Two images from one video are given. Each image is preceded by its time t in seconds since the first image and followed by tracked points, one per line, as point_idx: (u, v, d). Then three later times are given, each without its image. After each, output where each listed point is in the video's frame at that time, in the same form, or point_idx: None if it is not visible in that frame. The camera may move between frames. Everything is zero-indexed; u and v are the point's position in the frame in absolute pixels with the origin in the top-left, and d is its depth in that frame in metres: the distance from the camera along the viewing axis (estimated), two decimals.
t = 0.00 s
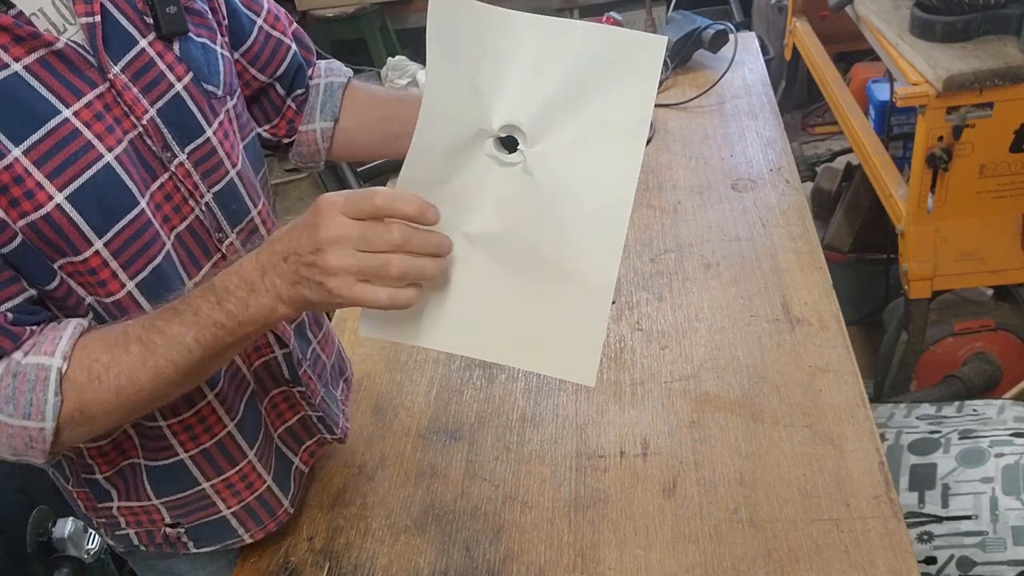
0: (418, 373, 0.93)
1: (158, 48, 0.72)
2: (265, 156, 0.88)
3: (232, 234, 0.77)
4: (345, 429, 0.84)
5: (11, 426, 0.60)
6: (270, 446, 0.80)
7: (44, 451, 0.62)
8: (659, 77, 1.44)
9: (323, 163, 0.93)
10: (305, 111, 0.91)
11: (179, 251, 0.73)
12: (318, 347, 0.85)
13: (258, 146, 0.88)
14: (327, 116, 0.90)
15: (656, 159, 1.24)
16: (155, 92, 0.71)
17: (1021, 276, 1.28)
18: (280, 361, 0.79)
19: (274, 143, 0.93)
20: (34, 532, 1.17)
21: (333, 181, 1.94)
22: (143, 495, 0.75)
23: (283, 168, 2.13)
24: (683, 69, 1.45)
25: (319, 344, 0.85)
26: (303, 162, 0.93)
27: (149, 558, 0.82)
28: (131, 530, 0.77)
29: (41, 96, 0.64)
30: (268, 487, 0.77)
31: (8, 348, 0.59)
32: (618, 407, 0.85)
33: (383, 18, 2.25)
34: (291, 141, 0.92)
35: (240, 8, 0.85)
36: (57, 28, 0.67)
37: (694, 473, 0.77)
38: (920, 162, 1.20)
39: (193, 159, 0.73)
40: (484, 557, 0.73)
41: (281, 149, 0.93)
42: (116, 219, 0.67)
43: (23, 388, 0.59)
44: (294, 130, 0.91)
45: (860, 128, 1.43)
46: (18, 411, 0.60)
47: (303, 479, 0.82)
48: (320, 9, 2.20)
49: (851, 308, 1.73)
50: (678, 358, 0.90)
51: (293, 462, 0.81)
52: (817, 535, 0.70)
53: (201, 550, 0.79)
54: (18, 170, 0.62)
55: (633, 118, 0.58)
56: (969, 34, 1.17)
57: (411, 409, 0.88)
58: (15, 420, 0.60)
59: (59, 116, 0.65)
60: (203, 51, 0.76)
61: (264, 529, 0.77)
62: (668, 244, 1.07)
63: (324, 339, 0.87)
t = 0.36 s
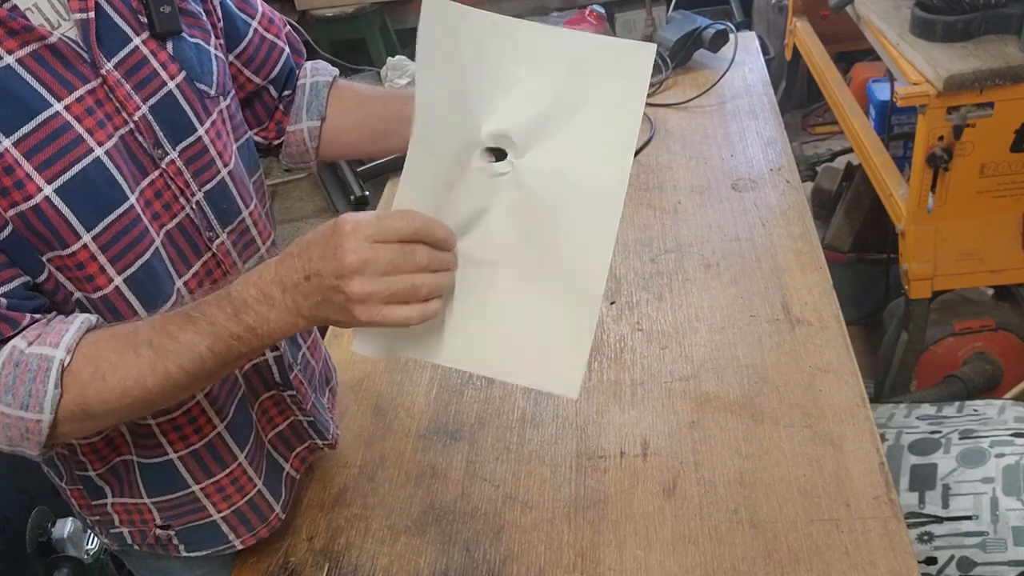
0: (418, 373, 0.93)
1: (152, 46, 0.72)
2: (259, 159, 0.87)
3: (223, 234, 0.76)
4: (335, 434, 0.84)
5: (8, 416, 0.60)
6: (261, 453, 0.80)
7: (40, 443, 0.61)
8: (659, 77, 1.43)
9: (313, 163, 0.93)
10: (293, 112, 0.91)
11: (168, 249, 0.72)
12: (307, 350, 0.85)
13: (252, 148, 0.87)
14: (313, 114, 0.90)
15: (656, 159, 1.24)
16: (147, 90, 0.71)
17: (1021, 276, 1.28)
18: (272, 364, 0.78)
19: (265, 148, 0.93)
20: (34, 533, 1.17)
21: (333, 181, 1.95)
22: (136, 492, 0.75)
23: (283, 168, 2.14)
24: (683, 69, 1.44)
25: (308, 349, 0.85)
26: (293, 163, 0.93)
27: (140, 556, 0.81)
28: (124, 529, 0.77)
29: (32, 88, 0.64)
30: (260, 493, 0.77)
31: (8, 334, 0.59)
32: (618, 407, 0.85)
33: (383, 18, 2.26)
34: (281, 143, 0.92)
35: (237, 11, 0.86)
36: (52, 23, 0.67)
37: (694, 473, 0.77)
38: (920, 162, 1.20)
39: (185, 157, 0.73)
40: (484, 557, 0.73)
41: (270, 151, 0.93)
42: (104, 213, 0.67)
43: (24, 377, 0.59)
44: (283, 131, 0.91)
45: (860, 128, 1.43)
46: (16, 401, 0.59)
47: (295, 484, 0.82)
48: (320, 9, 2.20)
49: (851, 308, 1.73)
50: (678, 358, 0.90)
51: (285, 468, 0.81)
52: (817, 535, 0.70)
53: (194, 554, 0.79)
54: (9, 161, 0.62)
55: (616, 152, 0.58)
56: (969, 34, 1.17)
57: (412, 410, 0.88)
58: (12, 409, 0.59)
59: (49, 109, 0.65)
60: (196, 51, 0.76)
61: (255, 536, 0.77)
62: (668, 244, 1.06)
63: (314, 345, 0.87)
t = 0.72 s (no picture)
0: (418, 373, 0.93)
1: (156, 45, 0.72)
2: (261, 155, 0.88)
3: (228, 230, 0.77)
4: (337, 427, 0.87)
5: None
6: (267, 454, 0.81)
7: None
8: (659, 77, 1.44)
9: (313, 156, 0.96)
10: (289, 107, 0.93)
11: (172, 246, 0.73)
12: (311, 346, 0.91)
13: (256, 147, 0.87)
14: (310, 109, 0.93)
15: (656, 159, 1.24)
16: (152, 88, 0.71)
17: (1020, 276, 1.28)
18: (274, 359, 0.84)
19: (264, 145, 0.95)
20: (34, 532, 1.18)
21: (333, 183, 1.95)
22: (144, 492, 0.77)
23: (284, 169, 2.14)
24: (683, 69, 1.45)
25: (314, 344, 0.92)
26: (292, 158, 0.96)
27: (145, 555, 0.85)
28: (129, 527, 0.79)
29: (39, 88, 0.64)
30: (267, 481, 0.80)
31: None
32: (618, 407, 0.85)
33: (383, 18, 2.26)
34: (279, 139, 0.94)
35: (239, 8, 0.86)
36: (57, 23, 0.67)
37: (694, 473, 0.77)
38: (920, 162, 1.20)
39: (189, 155, 0.74)
40: (484, 557, 0.73)
41: (268, 149, 0.95)
42: (111, 212, 0.67)
43: None
44: (281, 127, 0.93)
45: (860, 128, 1.43)
46: None
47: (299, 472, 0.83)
48: (320, 9, 2.20)
49: (851, 308, 1.73)
50: (678, 358, 0.90)
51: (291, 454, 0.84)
52: (817, 535, 0.70)
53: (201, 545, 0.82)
54: (13, 163, 0.62)
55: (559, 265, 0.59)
56: (969, 33, 1.17)
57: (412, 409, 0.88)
58: None
59: (56, 109, 0.65)
60: (199, 50, 0.76)
61: (262, 523, 0.78)
62: (668, 244, 1.07)
63: (320, 339, 0.94)
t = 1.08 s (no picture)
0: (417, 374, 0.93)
1: (159, 44, 0.72)
2: (263, 154, 0.88)
3: (229, 230, 0.77)
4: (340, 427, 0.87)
5: None
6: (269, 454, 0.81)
7: None
8: (659, 77, 1.44)
9: (314, 157, 0.96)
10: (290, 108, 0.93)
11: (172, 245, 0.73)
12: (313, 347, 0.90)
13: (257, 147, 0.87)
14: (310, 109, 0.93)
15: (656, 159, 1.24)
16: (155, 88, 0.71)
17: (1020, 276, 1.28)
18: (276, 359, 0.84)
19: (264, 146, 0.95)
20: (34, 532, 1.18)
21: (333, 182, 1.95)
22: (144, 492, 0.77)
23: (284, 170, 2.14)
24: (683, 69, 1.45)
25: (315, 344, 0.90)
26: (293, 159, 0.95)
27: (146, 554, 0.85)
28: (130, 526, 0.79)
29: (42, 87, 0.64)
30: (267, 480, 0.79)
31: None
32: (618, 407, 0.85)
33: (383, 18, 2.26)
34: (280, 140, 0.94)
35: (241, 7, 0.86)
36: (60, 21, 0.66)
37: (694, 473, 0.77)
38: (920, 162, 1.20)
39: (192, 154, 0.74)
40: (484, 557, 0.73)
41: (269, 149, 0.95)
42: (113, 210, 0.67)
43: None
44: (281, 128, 0.93)
45: (860, 128, 1.43)
46: None
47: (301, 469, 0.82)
48: (320, 9, 2.20)
49: (851, 308, 1.73)
50: (678, 358, 0.90)
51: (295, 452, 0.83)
52: (817, 534, 0.70)
53: (200, 545, 0.81)
54: (17, 162, 0.62)
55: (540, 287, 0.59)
56: (969, 34, 1.17)
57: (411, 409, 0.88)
58: None
59: (59, 108, 0.65)
60: (201, 49, 0.76)
61: (262, 522, 0.78)
62: (668, 244, 1.07)
63: (322, 339, 0.92)
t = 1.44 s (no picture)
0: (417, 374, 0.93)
1: (160, 43, 0.73)
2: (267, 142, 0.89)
3: (240, 224, 0.78)
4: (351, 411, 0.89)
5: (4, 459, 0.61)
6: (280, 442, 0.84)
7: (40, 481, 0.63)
8: (659, 77, 1.44)
9: (310, 139, 0.97)
10: (285, 92, 0.94)
11: (187, 244, 0.75)
12: (336, 330, 0.91)
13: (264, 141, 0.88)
14: (306, 95, 0.94)
15: (656, 159, 1.24)
16: (159, 88, 0.72)
17: (1020, 276, 1.28)
18: (292, 344, 0.85)
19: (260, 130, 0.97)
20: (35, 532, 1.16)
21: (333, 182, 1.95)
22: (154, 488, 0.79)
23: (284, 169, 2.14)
24: (683, 69, 1.45)
25: (336, 327, 0.91)
26: (290, 141, 0.97)
27: (149, 551, 0.86)
28: (136, 522, 0.81)
29: (54, 98, 0.65)
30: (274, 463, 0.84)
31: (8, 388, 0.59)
32: (618, 407, 0.85)
33: (384, 18, 2.26)
34: (276, 124, 0.96)
35: None
36: (64, 28, 0.67)
37: (694, 473, 0.77)
38: (920, 162, 1.20)
39: (199, 152, 0.75)
40: (484, 557, 0.73)
41: (266, 133, 0.97)
42: (131, 216, 0.69)
43: (13, 435, 0.59)
44: (277, 112, 0.95)
45: (860, 128, 1.43)
46: (6, 452, 0.60)
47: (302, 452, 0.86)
48: (320, 9, 2.21)
49: (850, 307, 1.73)
50: (678, 358, 0.90)
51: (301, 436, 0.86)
52: (817, 535, 0.70)
53: (204, 533, 0.85)
54: (37, 175, 0.64)
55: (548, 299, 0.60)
56: (969, 34, 1.17)
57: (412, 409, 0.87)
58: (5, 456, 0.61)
59: (73, 118, 0.66)
60: (201, 45, 0.76)
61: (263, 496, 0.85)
62: (668, 244, 1.07)
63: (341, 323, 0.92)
